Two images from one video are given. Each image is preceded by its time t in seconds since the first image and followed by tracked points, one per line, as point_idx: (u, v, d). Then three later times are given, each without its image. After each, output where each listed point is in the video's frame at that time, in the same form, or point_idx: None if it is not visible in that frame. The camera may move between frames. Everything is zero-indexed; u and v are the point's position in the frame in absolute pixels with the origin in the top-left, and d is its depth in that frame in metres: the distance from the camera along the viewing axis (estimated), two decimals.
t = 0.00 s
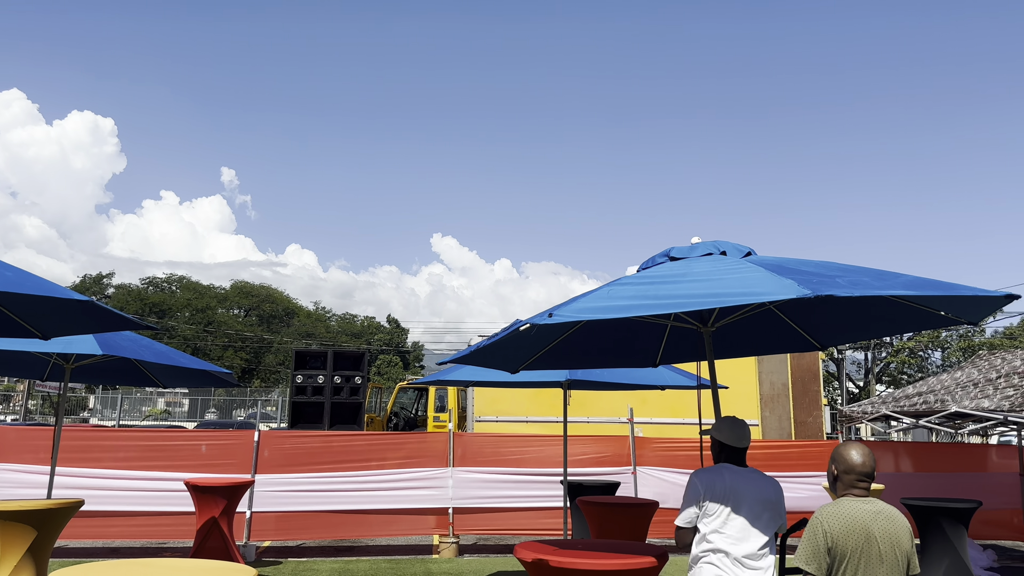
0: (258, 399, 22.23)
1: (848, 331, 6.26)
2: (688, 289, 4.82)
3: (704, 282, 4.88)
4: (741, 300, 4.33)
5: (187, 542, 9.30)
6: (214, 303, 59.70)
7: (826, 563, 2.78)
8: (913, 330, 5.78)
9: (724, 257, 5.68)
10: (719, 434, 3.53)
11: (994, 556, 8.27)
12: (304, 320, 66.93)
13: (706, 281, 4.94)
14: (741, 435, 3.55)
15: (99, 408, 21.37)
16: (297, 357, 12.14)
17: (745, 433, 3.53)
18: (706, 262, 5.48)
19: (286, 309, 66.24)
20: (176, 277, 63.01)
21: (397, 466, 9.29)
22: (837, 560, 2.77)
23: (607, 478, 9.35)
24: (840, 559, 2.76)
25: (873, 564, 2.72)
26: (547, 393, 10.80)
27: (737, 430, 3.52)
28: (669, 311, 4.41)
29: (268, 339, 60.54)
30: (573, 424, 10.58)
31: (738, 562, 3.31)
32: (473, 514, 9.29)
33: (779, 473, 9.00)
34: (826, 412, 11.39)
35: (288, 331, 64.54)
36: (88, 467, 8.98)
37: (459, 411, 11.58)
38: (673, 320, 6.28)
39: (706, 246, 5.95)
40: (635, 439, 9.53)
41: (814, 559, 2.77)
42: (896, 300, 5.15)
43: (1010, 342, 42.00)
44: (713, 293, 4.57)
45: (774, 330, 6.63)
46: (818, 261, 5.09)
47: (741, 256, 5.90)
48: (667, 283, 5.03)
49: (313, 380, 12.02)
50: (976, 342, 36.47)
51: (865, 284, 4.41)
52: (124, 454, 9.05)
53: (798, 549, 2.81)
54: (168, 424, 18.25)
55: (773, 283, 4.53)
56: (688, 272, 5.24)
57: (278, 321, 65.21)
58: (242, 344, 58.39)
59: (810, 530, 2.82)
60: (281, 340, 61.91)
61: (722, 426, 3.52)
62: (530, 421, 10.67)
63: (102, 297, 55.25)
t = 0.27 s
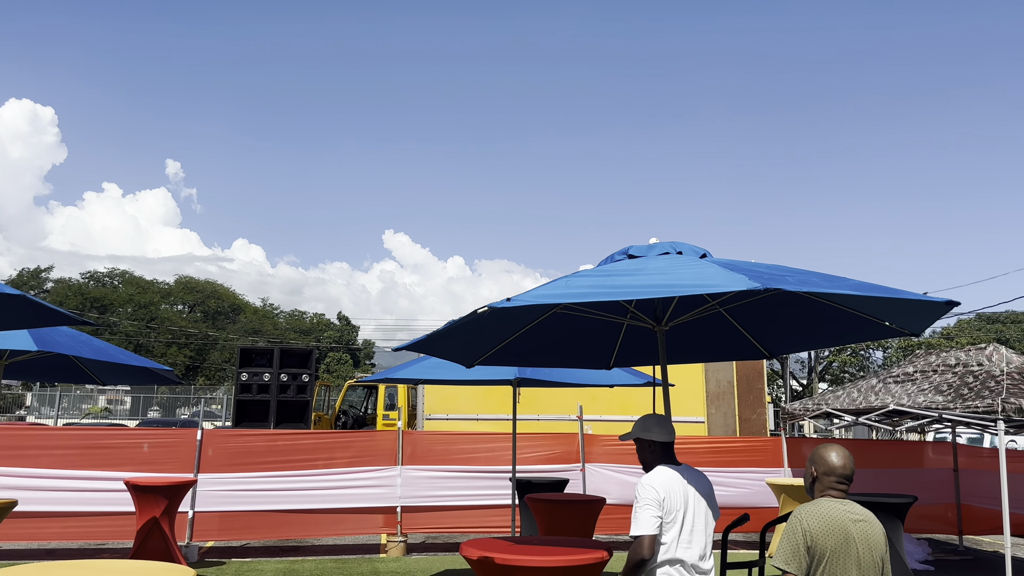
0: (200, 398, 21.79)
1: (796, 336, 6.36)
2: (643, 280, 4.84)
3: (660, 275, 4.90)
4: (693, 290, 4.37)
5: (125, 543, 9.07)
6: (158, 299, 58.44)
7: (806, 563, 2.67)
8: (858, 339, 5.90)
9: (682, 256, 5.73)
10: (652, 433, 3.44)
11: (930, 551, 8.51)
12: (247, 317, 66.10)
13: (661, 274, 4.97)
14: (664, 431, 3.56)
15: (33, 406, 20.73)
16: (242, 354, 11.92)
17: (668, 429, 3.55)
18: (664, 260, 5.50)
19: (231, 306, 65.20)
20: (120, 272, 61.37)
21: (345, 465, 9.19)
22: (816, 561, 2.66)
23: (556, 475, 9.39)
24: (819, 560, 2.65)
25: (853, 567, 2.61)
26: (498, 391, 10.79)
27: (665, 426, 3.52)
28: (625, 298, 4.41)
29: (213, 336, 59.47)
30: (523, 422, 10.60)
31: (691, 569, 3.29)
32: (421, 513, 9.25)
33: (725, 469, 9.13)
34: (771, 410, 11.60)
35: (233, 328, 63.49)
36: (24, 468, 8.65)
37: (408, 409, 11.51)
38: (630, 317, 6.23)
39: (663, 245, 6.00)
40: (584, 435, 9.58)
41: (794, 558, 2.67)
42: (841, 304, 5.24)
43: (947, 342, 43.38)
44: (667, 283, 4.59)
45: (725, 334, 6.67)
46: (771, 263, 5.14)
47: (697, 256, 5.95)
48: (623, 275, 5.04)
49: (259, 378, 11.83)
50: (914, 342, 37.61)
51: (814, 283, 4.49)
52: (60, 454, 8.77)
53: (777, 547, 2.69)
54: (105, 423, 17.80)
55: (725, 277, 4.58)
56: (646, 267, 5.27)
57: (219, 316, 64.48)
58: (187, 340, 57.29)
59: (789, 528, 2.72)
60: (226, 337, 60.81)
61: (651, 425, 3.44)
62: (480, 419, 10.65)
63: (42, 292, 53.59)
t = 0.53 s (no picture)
0: (136, 396, 21.25)
1: (729, 328, 6.48)
2: (571, 284, 4.87)
3: (586, 279, 4.94)
4: (620, 294, 4.43)
5: (55, 546, 8.78)
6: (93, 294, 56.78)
7: (769, 552, 2.68)
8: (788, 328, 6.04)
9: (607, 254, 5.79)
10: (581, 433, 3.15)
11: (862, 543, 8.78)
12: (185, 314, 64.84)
13: (587, 277, 5.01)
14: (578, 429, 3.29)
15: None
16: (179, 351, 11.67)
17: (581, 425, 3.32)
18: (590, 260, 5.55)
19: (167, 302, 63.84)
20: (55, 265, 59.36)
21: (285, 463, 9.06)
22: (778, 550, 2.67)
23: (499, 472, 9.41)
24: (784, 552, 2.66)
25: (817, 559, 2.62)
26: (443, 388, 10.75)
27: (585, 423, 3.25)
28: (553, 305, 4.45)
29: (148, 332, 58.10)
30: (467, 419, 10.59)
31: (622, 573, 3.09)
32: (362, 512, 9.17)
33: (666, 465, 9.26)
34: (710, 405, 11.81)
35: (171, 325, 62.08)
36: None
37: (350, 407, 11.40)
38: (561, 316, 6.32)
39: (591, 244, 6.04)
40: (527, 432, 9.62)
41: (760, 548, 2.68)
42: (772, 297, 5.37)
43: (881, 340, 44.77)
44: (593, 288, 4.65)
45: (657, 326, 6.80)
46: (696, 260, 5.26)
47: (623, 255, 6.02)
48: (551, 279, 5.07)
49: (196, 375, 11.59)
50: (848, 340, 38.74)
51: (737, 281, 4.60)
52: None
53: (743, 540, 2.72)
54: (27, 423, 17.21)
55: (650, 279, 4.65)
56: (573, 269, 5.31)
57: (156, 311, 63.05)
58: (121, 336, 55.86)
59: (754, 520, 2.75)
60: (165, 334, 59.39)
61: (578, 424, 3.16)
62: (424, 417, 10.60)
63: None
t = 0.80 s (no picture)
0: (61, 394, 20.62)
1: (665, 321, 6.57)
2: (510, 281, 4.87)
3: (523, 277, 4.94)
4: (555, 294, 4.46)
5: None
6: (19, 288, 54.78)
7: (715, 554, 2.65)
8: (723, 322, 6.17)
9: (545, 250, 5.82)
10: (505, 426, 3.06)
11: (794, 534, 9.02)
12: (116, 308, 63.01)
13: (524, 274, 5.02)
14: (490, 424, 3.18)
15: None
16: (109, 347, 11.35)
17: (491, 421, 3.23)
18: (527, 257, 5.57)
19: (98, 296, 62.02)
20: None
21: (220, 462, 8.89)
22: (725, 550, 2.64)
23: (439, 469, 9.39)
24: (728, 552, 2.63)
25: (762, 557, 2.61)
26: (385, 384, 10.67)
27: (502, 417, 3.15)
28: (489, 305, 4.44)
29: (77, 328, 56.34)
30: (409, 415, 10.53)
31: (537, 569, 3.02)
32: (299, 510, 9.06)
33: (606, 459, 9.37)
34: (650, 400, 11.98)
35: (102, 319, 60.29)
36: None
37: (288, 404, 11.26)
38: (500, 312, 6.32)
39: (529, 240, 6.04)
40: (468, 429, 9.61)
41: (705, 549, 2.65)
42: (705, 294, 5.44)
43: (814, 337, 46.09)
44: (530, 287, 4.67)
45: (595, 321, 6.86)
46: (632, 257, 5.33)
47: (562, 250, 6.05)
48: (489, 277, 5.05)
49: (127, 372, 11.32)
50: (784, 336, 39.72)
51: (671, 280, 4.67)
52: None
53: (687, 538, 2.69)
54: None
55: (585, 278, 4.70)
56: (511, 266, 5.32)
57: (87, 306, 61.16)
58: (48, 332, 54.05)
59: (698, 518, 2.71)
60: (94, 329, 57.66)
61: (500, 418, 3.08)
62: (365, 413, 10.51)
63: None
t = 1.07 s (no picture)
0: None
1: (606, 322, 6.61)
2: (461, 270, 4.78)
3: (474, 266, 4.87)
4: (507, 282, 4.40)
5: None
6: None
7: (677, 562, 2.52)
8: (663, 321, 6.25)
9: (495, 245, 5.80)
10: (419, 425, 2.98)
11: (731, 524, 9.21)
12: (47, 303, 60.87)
13: (476, 264, 4.94)
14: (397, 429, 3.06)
15: None
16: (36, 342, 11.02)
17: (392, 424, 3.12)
18: (479, 250, 5.50)
19: (26, 291, 59.80)
20: None
21: (154, 460, 8.69)
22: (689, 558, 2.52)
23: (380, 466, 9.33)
24: (694, 558, 2.52)
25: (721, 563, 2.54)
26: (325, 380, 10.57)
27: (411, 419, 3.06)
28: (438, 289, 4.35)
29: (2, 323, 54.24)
30: (349, 412, 10.45)
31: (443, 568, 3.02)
32: (236, 508, 8.90)
33: (547, 454, 9.43)
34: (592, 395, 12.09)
35: (30, 314, 58.15)
36: None
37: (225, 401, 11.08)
38: (449, 306, 6.23)
39: (481, 234, 6.02)
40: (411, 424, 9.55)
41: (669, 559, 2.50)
42: (644, 292, 5.47)
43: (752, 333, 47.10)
44: (481, 275, 4.59)
45: (538, 320, 6.86)
46: (581, 255, 5.34)
47: (513, 246, 6.04)
48: (439, 265, 4.95)
49: (55, 368, 11.02)
50: (723, 333, 40.50)
51: (619, 274, 4.68)
52: None
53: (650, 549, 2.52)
54: None
55: (537, 269, 4.65)
56: (462, 256, 5.23)
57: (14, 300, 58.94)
58: None
59: (660, 526, 2.55)
60: (21, 325, 55.58)
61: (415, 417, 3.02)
62: (304, 410, 10.39)
63: None
